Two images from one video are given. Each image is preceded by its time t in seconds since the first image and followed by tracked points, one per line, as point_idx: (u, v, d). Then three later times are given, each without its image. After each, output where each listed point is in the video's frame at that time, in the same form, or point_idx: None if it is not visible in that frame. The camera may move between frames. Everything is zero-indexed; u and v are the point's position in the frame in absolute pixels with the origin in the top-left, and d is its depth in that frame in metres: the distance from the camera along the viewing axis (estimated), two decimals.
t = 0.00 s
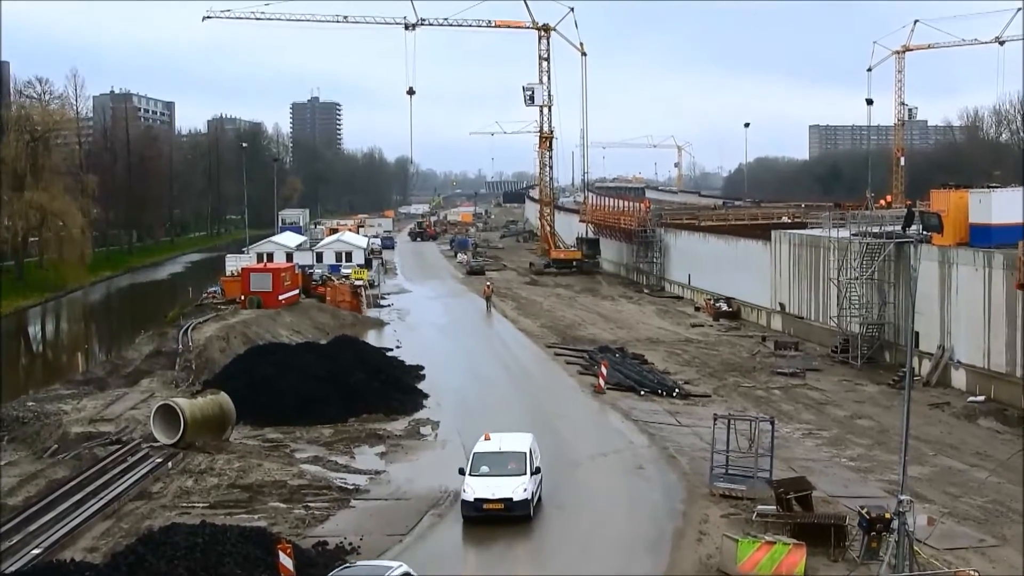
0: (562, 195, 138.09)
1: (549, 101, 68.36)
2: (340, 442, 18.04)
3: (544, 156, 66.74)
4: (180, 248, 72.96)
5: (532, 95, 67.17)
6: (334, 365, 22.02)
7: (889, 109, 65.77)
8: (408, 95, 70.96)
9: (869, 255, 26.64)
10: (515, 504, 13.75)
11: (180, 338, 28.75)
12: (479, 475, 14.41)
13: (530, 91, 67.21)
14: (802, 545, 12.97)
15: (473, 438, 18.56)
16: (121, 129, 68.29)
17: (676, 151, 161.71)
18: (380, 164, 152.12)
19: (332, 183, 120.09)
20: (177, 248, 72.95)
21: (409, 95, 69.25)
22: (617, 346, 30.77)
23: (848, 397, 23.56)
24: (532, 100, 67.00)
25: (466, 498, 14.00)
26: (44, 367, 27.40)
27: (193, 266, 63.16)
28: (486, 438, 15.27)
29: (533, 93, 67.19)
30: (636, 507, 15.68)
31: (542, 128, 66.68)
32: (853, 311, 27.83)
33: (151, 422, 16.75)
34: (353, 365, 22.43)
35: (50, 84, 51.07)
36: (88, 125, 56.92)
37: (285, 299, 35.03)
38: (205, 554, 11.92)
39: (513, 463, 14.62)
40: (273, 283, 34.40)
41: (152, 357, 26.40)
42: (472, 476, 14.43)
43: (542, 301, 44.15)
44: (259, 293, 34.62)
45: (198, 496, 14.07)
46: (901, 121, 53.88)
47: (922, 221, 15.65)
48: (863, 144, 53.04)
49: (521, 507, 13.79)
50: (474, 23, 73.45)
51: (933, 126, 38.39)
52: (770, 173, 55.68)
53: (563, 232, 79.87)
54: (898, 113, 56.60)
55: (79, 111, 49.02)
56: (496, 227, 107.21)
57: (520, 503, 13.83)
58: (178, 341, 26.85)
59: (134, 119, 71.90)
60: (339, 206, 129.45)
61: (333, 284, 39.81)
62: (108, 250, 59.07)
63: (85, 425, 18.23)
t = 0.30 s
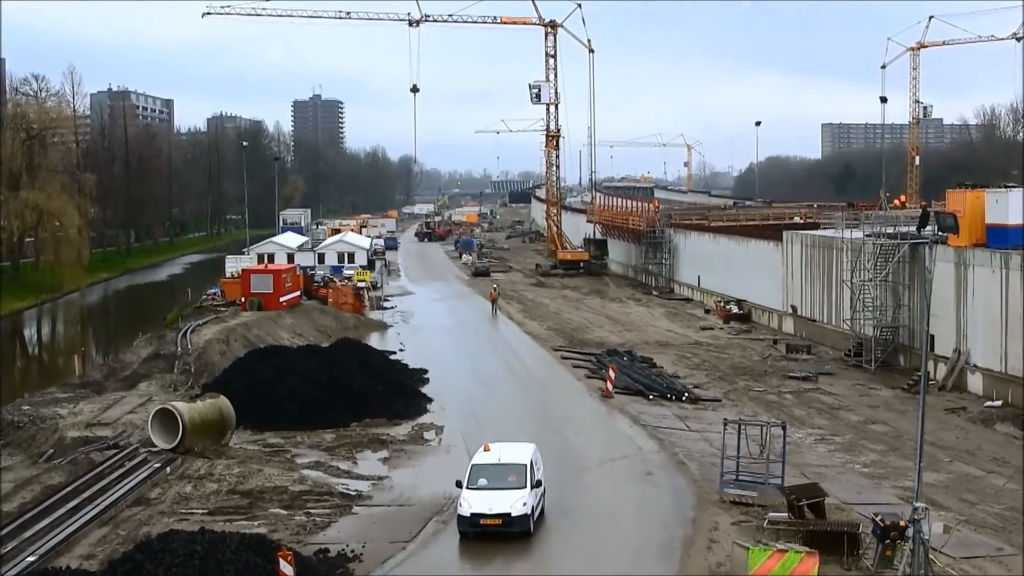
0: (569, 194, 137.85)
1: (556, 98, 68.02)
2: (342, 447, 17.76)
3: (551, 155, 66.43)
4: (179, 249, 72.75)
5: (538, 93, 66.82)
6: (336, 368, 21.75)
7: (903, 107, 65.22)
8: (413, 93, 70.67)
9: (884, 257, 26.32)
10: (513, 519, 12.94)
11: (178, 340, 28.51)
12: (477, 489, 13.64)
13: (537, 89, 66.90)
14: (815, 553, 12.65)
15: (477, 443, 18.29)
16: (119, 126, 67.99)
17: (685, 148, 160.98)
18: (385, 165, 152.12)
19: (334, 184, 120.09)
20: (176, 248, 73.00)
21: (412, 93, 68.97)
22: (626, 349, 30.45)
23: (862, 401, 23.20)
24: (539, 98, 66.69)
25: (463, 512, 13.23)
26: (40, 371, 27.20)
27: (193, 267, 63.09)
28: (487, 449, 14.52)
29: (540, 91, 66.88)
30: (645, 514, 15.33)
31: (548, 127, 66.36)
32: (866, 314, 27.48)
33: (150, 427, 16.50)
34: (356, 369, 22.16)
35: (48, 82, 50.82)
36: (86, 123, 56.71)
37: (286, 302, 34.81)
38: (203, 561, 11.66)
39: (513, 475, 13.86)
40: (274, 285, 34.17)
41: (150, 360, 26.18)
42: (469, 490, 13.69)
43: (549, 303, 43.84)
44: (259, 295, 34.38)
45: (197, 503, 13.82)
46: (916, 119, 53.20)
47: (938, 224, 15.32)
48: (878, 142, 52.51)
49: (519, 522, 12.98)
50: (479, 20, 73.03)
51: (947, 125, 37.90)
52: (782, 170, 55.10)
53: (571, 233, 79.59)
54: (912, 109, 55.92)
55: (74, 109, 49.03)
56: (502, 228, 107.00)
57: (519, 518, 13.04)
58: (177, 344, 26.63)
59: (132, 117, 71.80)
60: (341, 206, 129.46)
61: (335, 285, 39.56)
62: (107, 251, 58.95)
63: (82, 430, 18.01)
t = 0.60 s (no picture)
0: (578, 195, 137.45)
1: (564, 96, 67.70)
2: (346, 454, 17.45)
3: (559, 155, 66.12)
4: (177, 250, 72.48)
5: (546, 91, 66.48)
6: (340, 374, 21.46)
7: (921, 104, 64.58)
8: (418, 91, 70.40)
9: (901, 258, 25.96)
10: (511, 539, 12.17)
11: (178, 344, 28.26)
12: (474, 506, 12.86)
13: (545, 87, 66.62)
14: (832, 563, 12.29)
15: (484, 450, 17.98)
16: (117, 126, 67.84)
17: (696, 147, 160.21)
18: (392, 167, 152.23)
19: (339, 185, 120.10)
20: (177, 250, 73.04)
21: (417, 91, 68.66)
22: (637, 354, 30.09)
23: (879, 407, 22.76)
24: (547, 96, 66.39)
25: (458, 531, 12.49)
26: (38, 377, 26.97)
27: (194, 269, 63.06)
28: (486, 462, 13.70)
29: (549, 89, 66.58)
30: (657, 522, 14.96)
31: (557, 125, 66.04)
32: (883, 317, 27.06)
33: (148, 434, 16.21)
34: (360, 374, 21.86)
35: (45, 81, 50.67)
36: (84, 123, 56.63)
37: (288, 305, 34.59)
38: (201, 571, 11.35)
39: (512, 491, 13.04)
40: (276, 288, 33.96)
41: (150, 364, 25.95)
42: (467, 506, 12.93)
43: (558, 306, 43.52)
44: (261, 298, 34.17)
45: (197, 511, 13.53)
46: (933, 117, 52.49)
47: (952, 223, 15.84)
48: (895, 141, 51.96)
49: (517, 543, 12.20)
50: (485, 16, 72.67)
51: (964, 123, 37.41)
52: (796, 171, 54.53)
53: (580, 234, 79.31)
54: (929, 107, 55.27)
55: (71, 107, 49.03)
56: (511, 229, 106.83)
57: (518, 538, 12.25)
58: (176, 349, 26.39)
59: (131, 117, 71.88)
60: (345, 207, 129.45)
61: (338, 288, 39.31)
62: (106, 253, 58.82)
63: (80, 437, 17.76)
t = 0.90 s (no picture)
0: (586, 194, 137.01)
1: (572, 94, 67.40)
2: (349, 459, 17.19)
3: (567, 154, 65.79)
4: (177, 251, 72.36)
5: (555, 89, 66.21)
6: (343, 377, 21.19)
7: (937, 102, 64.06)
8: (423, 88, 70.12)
9: (917, 260, 25.63)
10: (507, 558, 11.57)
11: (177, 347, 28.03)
12: (471, 522, 12.26)
13: (553, 84, 66.36)
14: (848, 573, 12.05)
15: (490, 456, 17.74)
16: (115, 125, 67.63)
17: (707, 146, 159.46)
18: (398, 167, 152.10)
19: (343, 185, 120.01)
20: (175, 251, 72.85)
21: (422, 88, 68.39)
22: (646, 357, 29.77)
23: (894, 412, 22.39)
24: (555, 94, 66.12)
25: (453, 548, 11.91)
26: (36, 380, 26.76)
27: (192, 271, 62.70)
28: (485, 473, 13.05)
29: (557, 87, 66.27)
30: (667, 529, 14.66)
31: (565, 124, 65.73)
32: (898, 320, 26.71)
33: (147, 439, 15.97)
34: (363, 377, 21.60)
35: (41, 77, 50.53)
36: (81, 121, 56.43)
37: (290, 307, 34.35)
38: None
39: (510, 506, 12.41)
40: (278, 290, 33.73)
41: (149, 367, 25.73)
42: (462, 522, 12.32)
43: (565, 309, 43.23)
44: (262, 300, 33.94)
45: (197, 518, 13.29)
46: (950, 116, 51.86)
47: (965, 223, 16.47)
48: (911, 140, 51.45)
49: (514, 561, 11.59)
50: (492, 12, 72.33)
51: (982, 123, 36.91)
52: (810, 171, 54.03)
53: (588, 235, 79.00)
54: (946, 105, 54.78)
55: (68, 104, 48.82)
56: (518, 229, 106.61)
57: (515, 556, 11.65)
58: (175, 352, 26.17)
59: (128, 114, 71.73)
60: (348, 207, 129.35)
61: (341, 290, 39.06)
62: (104, 254, 58.64)
63: (77, 441, 17.55)
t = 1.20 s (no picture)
0: (595, 194, 136.45)
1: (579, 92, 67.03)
2: (350, 466, 16.89)
3: (574, 153, 65.42)
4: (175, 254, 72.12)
5: (562, 86, 65.91)
6: (344, 382, 20.87)
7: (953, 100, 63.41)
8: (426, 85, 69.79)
9: (934, 262, 25.28)
10: None
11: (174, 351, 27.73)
12: (463, 541, 11.82)
13: (560, 82, 66.06)
14: None
15: (495, 463, 17.43)
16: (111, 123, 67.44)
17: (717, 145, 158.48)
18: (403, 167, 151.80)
19: (344, 184, 119.78)
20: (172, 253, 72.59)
21: (425, 86, 68.09)
22: (656, 362, 29.41)
23: (909, 417, 21.97)
24: (562, 91, 65.80)
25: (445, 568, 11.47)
26: (29, 385, 26.49)
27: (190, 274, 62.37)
28: (479, 491, 12.62)
29: (564, 85, 65.93)
30: (677, 537, 14.31)
31: (572, 122, 65.36)
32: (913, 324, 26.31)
33: (144, 445, 15.69)
34: (365, 382, 21.28)
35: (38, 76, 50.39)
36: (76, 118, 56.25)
37: (290, 310, 34.05)
38: None
39: (506, 523, 11.96)
40: (278, 292, 33.45)
41: (145, 371, 25.46)
42: (455, 541, 11.88)
43: (572, 311, 42.85)
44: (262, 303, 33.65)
45: (195, 526, 13.00)
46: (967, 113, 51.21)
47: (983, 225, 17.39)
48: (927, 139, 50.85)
49: None
50: (497, 8, 72.04)
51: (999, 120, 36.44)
52: (824, 170, 53.49)
53: (596, 236, 78.60)
54: (963, 103, 54.18)
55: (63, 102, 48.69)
56: (523, 229, 106.20)
57: None
58: (172, 356, 25.90)
59: (125, 112, 71.56)
60: (350, 205, 129.13)
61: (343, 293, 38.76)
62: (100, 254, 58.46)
63: (71, 448, 17.28)
